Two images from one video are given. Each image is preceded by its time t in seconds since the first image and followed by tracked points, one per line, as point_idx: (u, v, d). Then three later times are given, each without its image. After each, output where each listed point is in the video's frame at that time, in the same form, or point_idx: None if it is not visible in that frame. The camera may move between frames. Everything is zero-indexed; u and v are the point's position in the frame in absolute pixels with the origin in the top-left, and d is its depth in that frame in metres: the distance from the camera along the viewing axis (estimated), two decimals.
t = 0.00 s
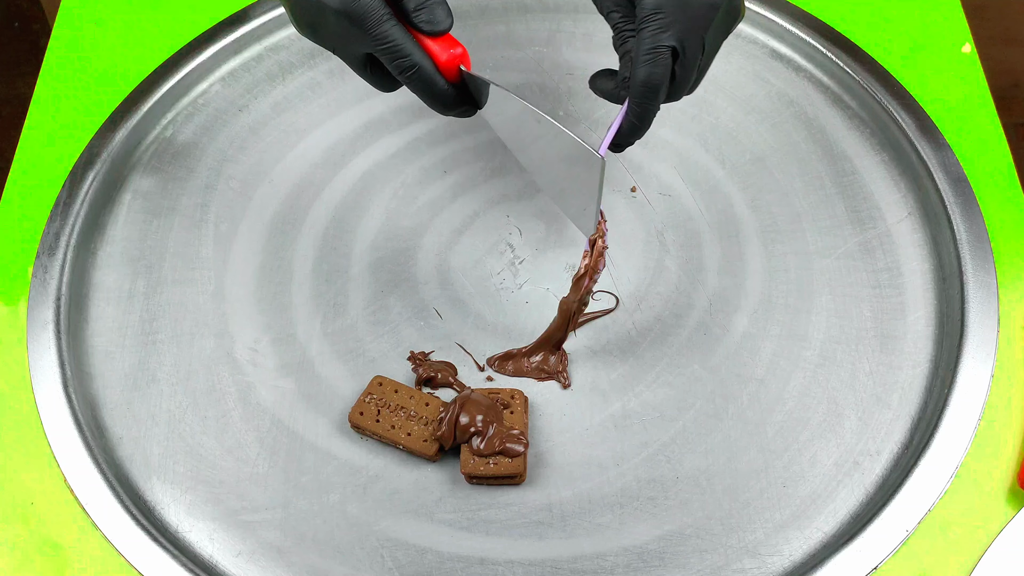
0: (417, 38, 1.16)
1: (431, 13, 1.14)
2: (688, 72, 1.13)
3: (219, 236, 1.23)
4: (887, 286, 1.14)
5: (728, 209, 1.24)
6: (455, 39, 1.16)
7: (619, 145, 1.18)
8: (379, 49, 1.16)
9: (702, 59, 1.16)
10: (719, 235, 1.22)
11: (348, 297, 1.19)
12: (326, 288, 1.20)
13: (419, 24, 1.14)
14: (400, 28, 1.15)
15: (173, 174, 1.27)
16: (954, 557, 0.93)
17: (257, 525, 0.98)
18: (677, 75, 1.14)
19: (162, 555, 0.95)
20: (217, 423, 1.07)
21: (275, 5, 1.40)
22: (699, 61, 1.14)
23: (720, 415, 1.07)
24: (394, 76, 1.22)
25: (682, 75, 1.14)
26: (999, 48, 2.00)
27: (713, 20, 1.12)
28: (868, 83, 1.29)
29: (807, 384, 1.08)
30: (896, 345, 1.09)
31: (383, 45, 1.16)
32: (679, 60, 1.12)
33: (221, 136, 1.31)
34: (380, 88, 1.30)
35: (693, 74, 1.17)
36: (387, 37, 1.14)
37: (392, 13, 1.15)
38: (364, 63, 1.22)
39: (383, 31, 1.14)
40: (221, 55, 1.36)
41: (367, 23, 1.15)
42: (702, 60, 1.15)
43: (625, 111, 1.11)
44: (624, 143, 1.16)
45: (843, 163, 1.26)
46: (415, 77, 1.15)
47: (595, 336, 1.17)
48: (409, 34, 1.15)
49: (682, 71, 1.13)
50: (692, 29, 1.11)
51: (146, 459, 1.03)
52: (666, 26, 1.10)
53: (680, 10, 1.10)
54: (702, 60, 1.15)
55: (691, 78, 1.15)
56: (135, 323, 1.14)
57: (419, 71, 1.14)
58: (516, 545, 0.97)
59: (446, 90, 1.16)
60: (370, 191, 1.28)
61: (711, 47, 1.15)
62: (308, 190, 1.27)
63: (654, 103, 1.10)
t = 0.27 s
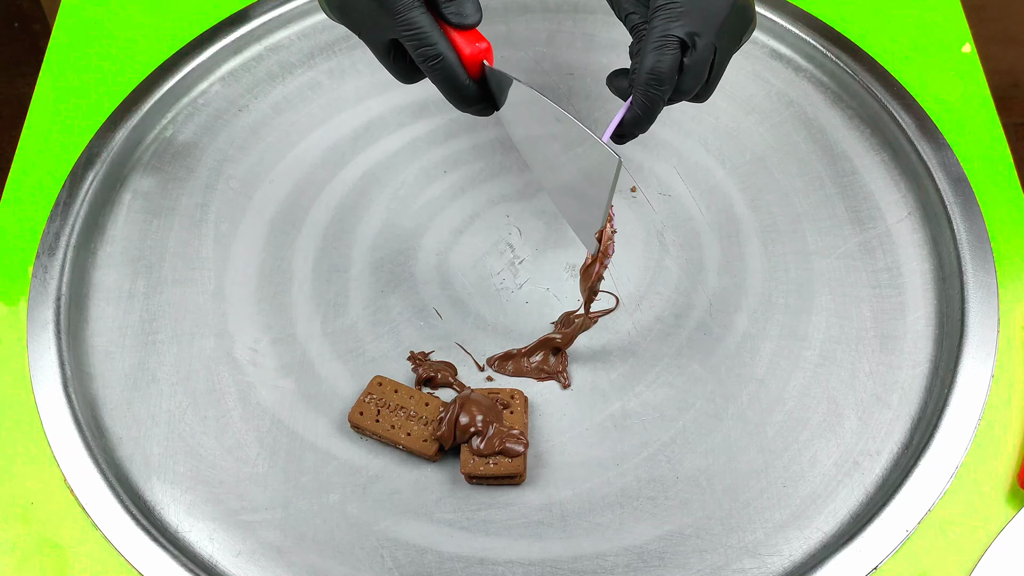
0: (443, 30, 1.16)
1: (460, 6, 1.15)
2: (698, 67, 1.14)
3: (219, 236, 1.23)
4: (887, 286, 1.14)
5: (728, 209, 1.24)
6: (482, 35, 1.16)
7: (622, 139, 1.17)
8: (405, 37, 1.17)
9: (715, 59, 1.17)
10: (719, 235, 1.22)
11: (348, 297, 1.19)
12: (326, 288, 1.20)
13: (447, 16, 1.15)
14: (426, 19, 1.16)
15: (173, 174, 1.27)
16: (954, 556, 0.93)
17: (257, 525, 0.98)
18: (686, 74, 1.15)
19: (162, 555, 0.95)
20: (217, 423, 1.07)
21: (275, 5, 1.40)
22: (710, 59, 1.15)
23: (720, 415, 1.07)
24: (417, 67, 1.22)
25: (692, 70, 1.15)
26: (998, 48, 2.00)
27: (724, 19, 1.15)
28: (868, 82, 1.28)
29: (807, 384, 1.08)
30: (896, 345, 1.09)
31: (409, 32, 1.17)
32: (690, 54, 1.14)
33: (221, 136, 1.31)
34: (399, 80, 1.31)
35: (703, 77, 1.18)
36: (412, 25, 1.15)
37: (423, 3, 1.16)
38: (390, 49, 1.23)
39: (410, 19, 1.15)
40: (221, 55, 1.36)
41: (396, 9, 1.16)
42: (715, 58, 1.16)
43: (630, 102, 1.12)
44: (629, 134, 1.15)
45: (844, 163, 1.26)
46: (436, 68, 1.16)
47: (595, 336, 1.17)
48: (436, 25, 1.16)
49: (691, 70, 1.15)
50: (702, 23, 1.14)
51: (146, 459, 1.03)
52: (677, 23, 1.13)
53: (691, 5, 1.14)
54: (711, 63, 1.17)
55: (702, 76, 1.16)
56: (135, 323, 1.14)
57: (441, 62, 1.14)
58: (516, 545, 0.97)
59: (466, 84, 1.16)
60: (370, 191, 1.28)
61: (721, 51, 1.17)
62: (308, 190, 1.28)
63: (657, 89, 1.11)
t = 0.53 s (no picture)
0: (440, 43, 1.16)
1: (459, 20, 1.14)
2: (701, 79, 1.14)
3: (219, 236, 1.23)
4: (887, 286, 1.14)
5: (728, 209, 1.24)
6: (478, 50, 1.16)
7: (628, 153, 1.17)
8: (399, 45, 1.16)
9: (721, 70, 1.15)
10: (719, 235, 1.22)
11: (348, 297, 1.19)
12: (326, 288, 1.20)
13: (445, 30, 1.15)
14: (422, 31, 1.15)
15: (173, 174, 1.27)
16: (955, 556, 0.93)
17: (257, 525, 0.98)
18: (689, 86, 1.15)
19: (163, 555, 0.95)
20: (217, 423, 1.07)
21: (275, 5, 1.40)
22: (714, 70, 1.15)
23: (719, 415, 1.07)
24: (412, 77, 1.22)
25: (695, 83, 1.14)
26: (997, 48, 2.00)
27: (729, 29, 1.14)
28: (868, 83, 1.29)
29: (807, 384, 1.08)
30: (896, 345, 1.09)
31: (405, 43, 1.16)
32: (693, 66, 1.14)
33: (221, 136, 1.31)
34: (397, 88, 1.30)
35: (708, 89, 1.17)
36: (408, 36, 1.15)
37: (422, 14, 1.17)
38: (386, 58, 1.23)
39: (406, 29, 1.15)
40: (221, 55, 1.36)
41: (393, 19, 1.16)
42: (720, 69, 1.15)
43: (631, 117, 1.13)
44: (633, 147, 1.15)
45: (843, 163, 1.26)
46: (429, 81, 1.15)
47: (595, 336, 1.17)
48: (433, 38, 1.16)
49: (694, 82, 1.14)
50: (706, 34, 1.13)
51: (146, 460, 1.03)
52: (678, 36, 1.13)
53: (694, 16, 1.13)
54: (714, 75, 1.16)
55: (706, 87, 1.15)
56: (135, 323, 1.14)
57: (435, 75, 1.14)
58: (516, 545, 0.97)
59: (458, 98, 1.16)
60: (370, 191, 1.28)
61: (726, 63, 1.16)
62: (308, 190, 1.28)
63: (659, 104, 1.11)
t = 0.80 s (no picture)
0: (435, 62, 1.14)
1: (454, 41, 1.11)
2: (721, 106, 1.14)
3: (219, 236, 1.23)
4: (887, 286, 1.14)
5: (728, 209, 1.24)
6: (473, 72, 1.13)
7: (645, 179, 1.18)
8: (393, 62, 1.14)
9: (737, 95, 1.16)
10: (719, 235, 1.22)
11: (348, 297, 1.19)
12: (326, 288, 1.20)
13: (439, 50, 1.12)
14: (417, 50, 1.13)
15: (173, 174, 1.27)
16: (954, 556, 0.93)
17: (257, 525, 0.98)
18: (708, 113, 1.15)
19: (163, 555, 0.95)
20: (217, 423, 1.07)
21: (275, 5, 1.40)
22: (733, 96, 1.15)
23: (719, 415, 1.07)
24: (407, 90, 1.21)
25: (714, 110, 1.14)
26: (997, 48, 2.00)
27: (748, 56, 1.12)
28: (868, 83, 1.29)
29: (808, 384, 1.08)
30: (896, 344, 1.09)
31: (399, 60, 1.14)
32: (714, 95, 1.13)
33: (221, 136, 1.31)
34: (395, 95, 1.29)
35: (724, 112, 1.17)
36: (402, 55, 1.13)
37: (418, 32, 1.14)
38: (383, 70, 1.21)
39: (402, 46, 1.13)
40: (221, 55, 1.36)
41: (388, 36, 1.13)
42: (737, 93, 1.15)
43: (652, 144, 1.12)
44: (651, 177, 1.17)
45: (844, 163, 1.26)
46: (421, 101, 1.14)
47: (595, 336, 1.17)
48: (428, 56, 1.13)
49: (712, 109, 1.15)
50: (726, 64, 1.12)
51: (146, 460, 1.03)
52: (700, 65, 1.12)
53: (716, 44, 1.11)
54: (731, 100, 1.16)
55: (724, 112, 1.15)
56: (135, 322, 1.14)
57: (426, 96, 1.13)
58: (516, 545, 0.97)
59: (448, 117, 1.15)
60: (370, 191, 1.28)
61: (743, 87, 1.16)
62: (308, 190, 1.27)
63: (684, 137, 1.11)
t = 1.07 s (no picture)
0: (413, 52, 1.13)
1: (432, 31, 1.11)
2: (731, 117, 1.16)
3: (219, 236, 1.23)
4: (887, 286, 1.14)
5: (728, 209, 1.24)
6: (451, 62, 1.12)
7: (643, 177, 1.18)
8: (371, 52, 1.14)
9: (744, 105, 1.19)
10: (719, 235, 1.22)
11: (348, 297, 1.19)
12: (326, 288, 1.20)
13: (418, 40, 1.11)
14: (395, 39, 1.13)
15: (172, 174, 1.27)
16: (954, 556, 0.93)
17: (257, 525, 0.98)
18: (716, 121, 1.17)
19: (163, 555, 0.95)
20: (217, 423, 1.07)
21: (275, 5, 1.40)
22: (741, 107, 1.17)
23: (719, 415, 1.07)
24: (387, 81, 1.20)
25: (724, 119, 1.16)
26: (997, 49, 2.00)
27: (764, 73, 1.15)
28: (867, 84, 1.29)
29: (808, 384, 1.08)
30: (896, 345, 1.09)
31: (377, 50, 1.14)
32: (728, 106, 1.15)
33: (221, 136, 1.31)
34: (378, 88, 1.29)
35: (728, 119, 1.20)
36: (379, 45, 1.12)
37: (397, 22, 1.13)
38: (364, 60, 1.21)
39: (380, 36, 1.12)
40: (221, 55, 1.36)
41: (366, 26, 1.13)
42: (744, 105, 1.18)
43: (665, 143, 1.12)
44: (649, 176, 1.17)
45: (844, 163, 1.26)
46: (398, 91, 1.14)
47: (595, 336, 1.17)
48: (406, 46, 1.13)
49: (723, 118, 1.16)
50: (746, 79, 1.14)
51: (146, 460, 1.03)
52: (728, 77, 1.12)
53: (742, 58, 1.12)
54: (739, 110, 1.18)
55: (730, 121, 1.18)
56: (135, 322, 1.14)
57: (403, 86, 1.13)
58: (516, 545, 0.97)
59: (425, 108, 1.15)
60: (370, 191, 1.28)
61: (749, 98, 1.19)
62: (308, 190, 1.27)
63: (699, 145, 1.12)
